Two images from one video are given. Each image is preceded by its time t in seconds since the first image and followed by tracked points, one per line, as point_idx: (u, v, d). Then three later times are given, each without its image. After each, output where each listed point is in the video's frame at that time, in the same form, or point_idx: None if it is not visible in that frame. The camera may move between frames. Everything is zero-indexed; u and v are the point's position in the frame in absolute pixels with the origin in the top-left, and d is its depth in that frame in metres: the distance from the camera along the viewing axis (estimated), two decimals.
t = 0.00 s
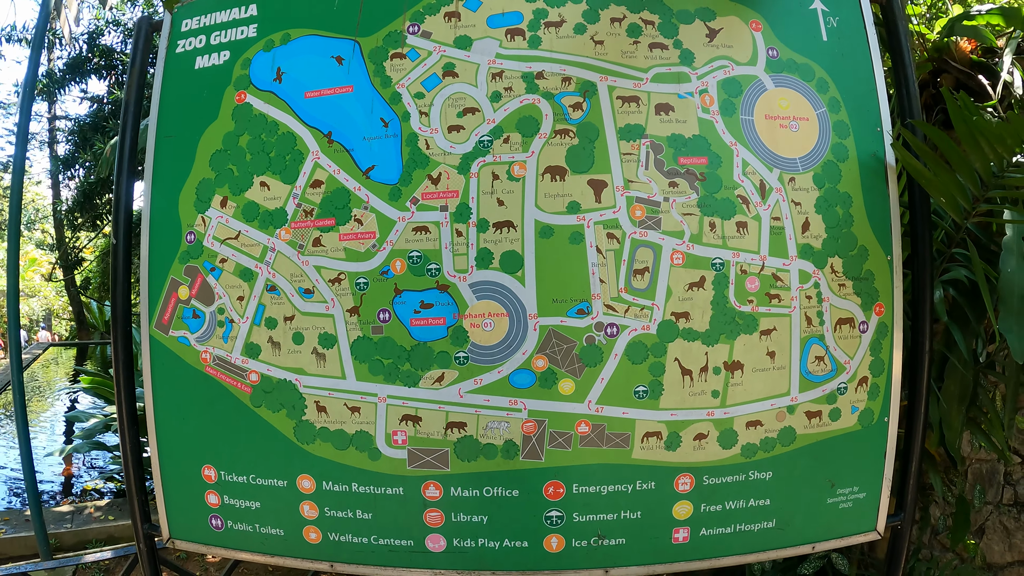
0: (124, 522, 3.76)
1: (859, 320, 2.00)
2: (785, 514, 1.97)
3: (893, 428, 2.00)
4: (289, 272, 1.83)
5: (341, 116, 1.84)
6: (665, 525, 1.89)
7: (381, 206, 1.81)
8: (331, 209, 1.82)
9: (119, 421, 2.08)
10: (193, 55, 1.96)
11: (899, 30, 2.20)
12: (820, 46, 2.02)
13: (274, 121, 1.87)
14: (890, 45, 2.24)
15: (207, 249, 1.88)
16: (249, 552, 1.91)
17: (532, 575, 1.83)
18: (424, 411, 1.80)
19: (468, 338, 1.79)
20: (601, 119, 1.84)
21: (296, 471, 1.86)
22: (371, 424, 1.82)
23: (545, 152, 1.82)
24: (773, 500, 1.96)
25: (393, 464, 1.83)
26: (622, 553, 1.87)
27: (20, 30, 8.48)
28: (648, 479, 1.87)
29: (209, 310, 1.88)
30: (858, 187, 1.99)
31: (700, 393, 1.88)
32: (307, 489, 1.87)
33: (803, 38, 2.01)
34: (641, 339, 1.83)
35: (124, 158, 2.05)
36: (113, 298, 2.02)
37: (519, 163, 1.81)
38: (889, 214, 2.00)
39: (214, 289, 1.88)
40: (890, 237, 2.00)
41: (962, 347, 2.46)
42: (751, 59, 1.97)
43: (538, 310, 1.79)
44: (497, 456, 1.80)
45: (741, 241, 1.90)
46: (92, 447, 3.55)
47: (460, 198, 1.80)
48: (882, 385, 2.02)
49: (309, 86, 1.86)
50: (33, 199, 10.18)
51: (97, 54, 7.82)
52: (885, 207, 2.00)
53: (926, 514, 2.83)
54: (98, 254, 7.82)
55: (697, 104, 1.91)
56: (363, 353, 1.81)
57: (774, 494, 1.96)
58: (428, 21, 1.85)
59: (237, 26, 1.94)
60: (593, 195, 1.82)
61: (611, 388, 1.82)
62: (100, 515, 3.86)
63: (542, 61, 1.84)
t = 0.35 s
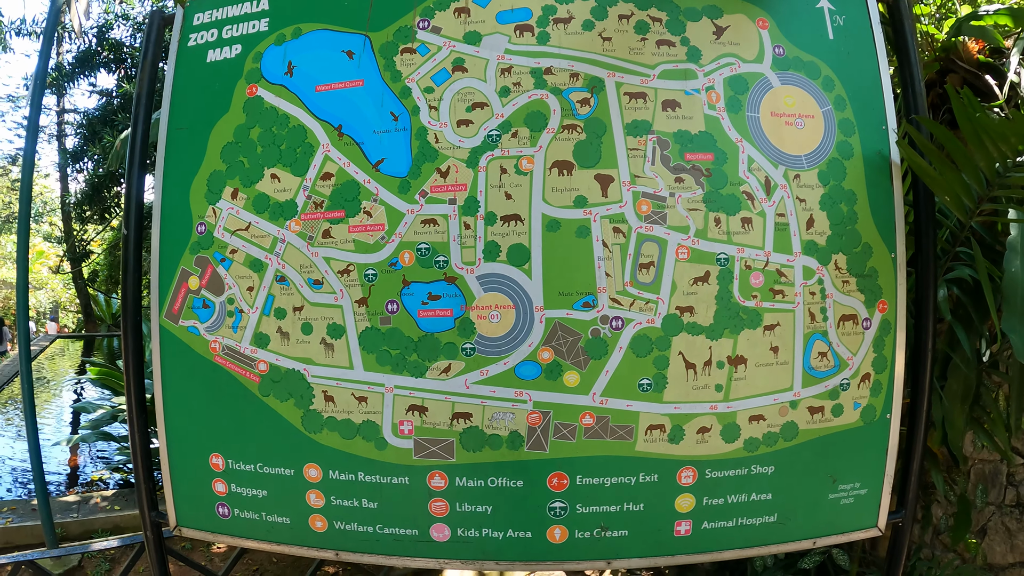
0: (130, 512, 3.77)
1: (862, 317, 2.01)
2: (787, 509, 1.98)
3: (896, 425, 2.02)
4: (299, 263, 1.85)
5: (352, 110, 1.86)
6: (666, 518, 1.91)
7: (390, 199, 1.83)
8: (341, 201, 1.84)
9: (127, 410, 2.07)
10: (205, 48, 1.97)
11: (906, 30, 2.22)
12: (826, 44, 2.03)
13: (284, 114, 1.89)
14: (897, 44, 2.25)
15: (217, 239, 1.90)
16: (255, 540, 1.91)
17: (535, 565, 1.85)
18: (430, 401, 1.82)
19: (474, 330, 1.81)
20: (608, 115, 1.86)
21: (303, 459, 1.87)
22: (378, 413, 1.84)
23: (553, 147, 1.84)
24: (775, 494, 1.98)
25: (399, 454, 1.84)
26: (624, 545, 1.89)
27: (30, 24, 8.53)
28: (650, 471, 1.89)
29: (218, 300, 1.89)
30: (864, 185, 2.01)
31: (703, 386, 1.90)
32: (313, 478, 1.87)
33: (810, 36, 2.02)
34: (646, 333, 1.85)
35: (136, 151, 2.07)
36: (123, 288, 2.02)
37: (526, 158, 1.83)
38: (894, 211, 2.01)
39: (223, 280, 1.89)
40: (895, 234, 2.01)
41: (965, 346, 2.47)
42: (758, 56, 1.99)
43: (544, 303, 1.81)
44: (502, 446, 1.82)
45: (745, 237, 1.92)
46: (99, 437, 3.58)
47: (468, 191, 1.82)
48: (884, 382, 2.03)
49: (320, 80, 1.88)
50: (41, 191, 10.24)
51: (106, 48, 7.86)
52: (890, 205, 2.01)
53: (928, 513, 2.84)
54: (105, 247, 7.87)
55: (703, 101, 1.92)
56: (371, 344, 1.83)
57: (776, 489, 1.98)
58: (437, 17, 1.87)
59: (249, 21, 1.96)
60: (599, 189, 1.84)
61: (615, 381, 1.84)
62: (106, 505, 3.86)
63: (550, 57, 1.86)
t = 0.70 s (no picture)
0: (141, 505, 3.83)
1: (861, 316, 2.04)
2: (785, 505, 2.02)
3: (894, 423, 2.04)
4: (306, 262, 1.89)
5: (357, 112, 1.90)
6: (666, 512, 1.94)
7: (395, 199, 1.87)
8: (347, 201, 1.89)
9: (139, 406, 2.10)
10: (213, 51, 2.00)
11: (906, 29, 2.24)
12: (825, 45, 2.06)
13: (292, 116, 1.93)
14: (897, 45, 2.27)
15: (226, 239, 1.94)
16: (263, 533, 1.95)
17: (536, 558, 1.89)
18: (434, 396, 1.86)
19: (478, 327, 1.85)
20: (608, 117, 1.89)
21: (310, 453, 1.91)
22: (383, 408, 1.88)
23: (554, 147, 1.87)
24: (774, 490, 2.01)
25: (403, 448, 1.88)
26: (624, 539, 1.93)
27: (40, 24, 8.63)
28: (650, 466, 1.92)
29: (228, 298, 1.94)
30: (862, 184, 2.03)
31: (703, 383, 1.93)
32: (320, 471, 1.91)
33: (808, 37, 2.05)
34: (645, 330, 1.88)
35: (146, 151, 2.07)
36: (135, 286, 2.02)
37: (528, 158, 1.86)
38: (893, 210, 2.03)
39: (233, 278, 1.93)
40: (893, 234, 2.03)
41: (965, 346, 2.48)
42: (757, 57, 2.01)
43: (546, 300, 1.84)
44: (504, 441, 1.86)
45: (744, 236, 1.95)
46: (110, 432, 3.63)
47: (471, 192, 1.85)
48: (883, 380, 2.06)
49: (326, 83, 1.92)
50: (51, 189, 10.36)
51: (116, 47, 7.97)
52: (889, 204, 2.03)
53: (930, 511, 2.86)
54: (115, 244, 7.97)
55: (702, 101, 1.95)
56: (376, 341, 1.87)
57: (774, 485, 2.01)
58: (441, 20, 1.91)
59: (256, 24, 1.98)
60: (600, 189, 1.87)
61: (615, 377, 1.88)
62: (117, 499, 3.91)
63: (552, 60, 1.90)
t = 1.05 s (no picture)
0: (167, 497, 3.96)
1: (863, 308, 2.10)
2: (790, 493, 2.08)
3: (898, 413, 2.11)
4: (329, 260, 1.99)
5: (375, 116, 1.99)
6: (672, 498, 2.03)
7: (412, 199, 1.96)
8: (366, 202, 1.98)
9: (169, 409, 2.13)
10: (236, 59, 2.10)
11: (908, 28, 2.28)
12: (826, 44, 2.12)
13: (313, 121, 2.02)
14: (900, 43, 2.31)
15: (253, 239, 2.04)
16: (288, 518, 2.05)
17: (548, 541, 1.97)
18: (450, 386, 1.95)
19: (491, 320, 1.94)
20: (615, 118, 1.97)
21: (332, 441, 2.00)
22: (402, 398, 1.97)
23: (563, 148, 1.95)
24: (778, 478, 2.08)
25: (421, 436, 1.97)
26: (632, 524, 2.01)
27: (60, 29, 8.84)
28: (657, 454, 2.00)
29: (254, 294, 2.04)
30: (865, 179, 2.09)
31: (708, 373, 2.01)
32: (342, 459, 2.00)
33: (810, 36, 2.11)
34: (651, 323, 1.96)
35: (173, 159, 2.11)
36: (164, 287, 2.07)
37: (538, 159, 1.94)
38: (896, 205, 2.08)
39: (259, 276, 2.04)
40: (894, 227, 2.09)
41: (971, 338, 2.55)
42: (759, 56, 2.08)
43: (556, 295, 1.93)
44: (517, 429, 1.95)
45: (748, 231, 2.02)
46: (136, 427, 3.78)
47: (484, 191, 1.94)
48: (885, 370, 2.13)
49: (344, 88, 2.00)
50: (72, 191, 10.62)
51: (135, 51, 8.17)
52: (892, 199, 2.08)
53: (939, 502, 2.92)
54: (137, 244, 8.18)
55: (706, 101, 2.02)
56: (395, 334, 1.96)
57: (778, 472, 2.08)
58: (453, 26, 1.99)
59: (276, 33, 2.07)
60: (607, 187, 1.95)
61: (623, 367, 1.96)
62: (142, 492, 4.05)
63: (560, 63, 1.97)
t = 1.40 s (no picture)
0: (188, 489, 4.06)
1: (838, 303, 2.18)
2: (766, 482, 2.18)
3: (874, 406, 2.17)
4: (327, 263, 2.12)
5: (368, 128, 2.11)
6: (651, 486, 2.13)
7: (403, 205, 2.09)
8: (361, 208, 2.11)
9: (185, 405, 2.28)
10: (240, 76, 2.24)
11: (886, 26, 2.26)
12: (799, 47, 2.18)
13: (311, 133, 2.15)
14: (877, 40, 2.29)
15: (257, 243, 2.18)
16: (293, 503, 2.19)
17: (533, 526, 2.09)
18: (440, 379, 2.08)
19: (477, 317, 2.06)
20: (591, 125, 2.09)
21: (332, 431, 2.14)
22: (395, 390, 2.11)
23: (542, 155, 2.07)
24: (754, 468, 2.18)
25: (413, 426, 2.10)
26: (613, 511, 2.12)
27: (78, 38, 9.08)
28: (634, 443, 2.12)
29: (260, 295, 2.18)
30: (838, 177, 2.15)
31: (683, 366, 2.12)
32: (341, 447, 2.14)
33: (782, 40, 2.18)
34: (628, 318, 2.08)
35: (186, 160, 2.20)
36: (180, 285, 2.21)
37: (519, 166, 2.07)
38: (870, 203, 2.14)
39: (263, 278, 2.17)
40: (868, 225, 2.16)
41: (955, 333, 2.55)
42: (732, 61, 2.16)
43: (537, 293, 2.05)
44: (502, 419, 2.07)
45: (720, 231, 2.13)
46: (156, 423, 3.93)
47: (469, 197, 2.06)
48: (862, 365, 2.19)
49: (340, 102, 2.13)
50: (92, 195, 10.91)
51: (151, 59, 8.39)
52: (865, 197, 2.15)
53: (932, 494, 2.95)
54: (156, 246, 8.42)
55: (680, 106, 2.13)
56: (388, 331, 2.09)
57: (755, 463, 2.18)
58: (439, 41, 2.11)
59: (277, 51, 2.20)
60: (584, 191, 2.07)
61: (601, 361, 2.08)
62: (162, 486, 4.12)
63: (539, 74, 2.09)
